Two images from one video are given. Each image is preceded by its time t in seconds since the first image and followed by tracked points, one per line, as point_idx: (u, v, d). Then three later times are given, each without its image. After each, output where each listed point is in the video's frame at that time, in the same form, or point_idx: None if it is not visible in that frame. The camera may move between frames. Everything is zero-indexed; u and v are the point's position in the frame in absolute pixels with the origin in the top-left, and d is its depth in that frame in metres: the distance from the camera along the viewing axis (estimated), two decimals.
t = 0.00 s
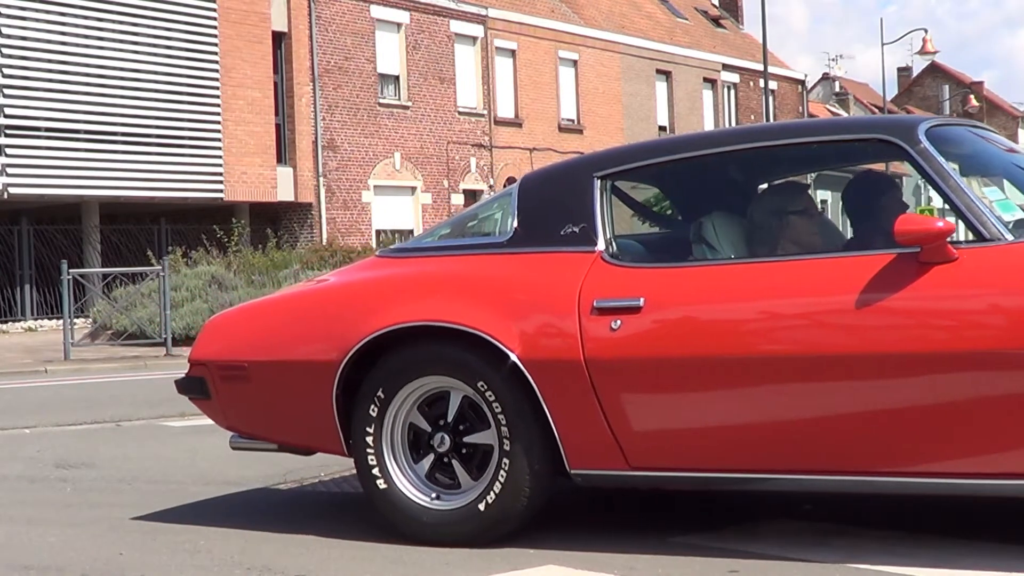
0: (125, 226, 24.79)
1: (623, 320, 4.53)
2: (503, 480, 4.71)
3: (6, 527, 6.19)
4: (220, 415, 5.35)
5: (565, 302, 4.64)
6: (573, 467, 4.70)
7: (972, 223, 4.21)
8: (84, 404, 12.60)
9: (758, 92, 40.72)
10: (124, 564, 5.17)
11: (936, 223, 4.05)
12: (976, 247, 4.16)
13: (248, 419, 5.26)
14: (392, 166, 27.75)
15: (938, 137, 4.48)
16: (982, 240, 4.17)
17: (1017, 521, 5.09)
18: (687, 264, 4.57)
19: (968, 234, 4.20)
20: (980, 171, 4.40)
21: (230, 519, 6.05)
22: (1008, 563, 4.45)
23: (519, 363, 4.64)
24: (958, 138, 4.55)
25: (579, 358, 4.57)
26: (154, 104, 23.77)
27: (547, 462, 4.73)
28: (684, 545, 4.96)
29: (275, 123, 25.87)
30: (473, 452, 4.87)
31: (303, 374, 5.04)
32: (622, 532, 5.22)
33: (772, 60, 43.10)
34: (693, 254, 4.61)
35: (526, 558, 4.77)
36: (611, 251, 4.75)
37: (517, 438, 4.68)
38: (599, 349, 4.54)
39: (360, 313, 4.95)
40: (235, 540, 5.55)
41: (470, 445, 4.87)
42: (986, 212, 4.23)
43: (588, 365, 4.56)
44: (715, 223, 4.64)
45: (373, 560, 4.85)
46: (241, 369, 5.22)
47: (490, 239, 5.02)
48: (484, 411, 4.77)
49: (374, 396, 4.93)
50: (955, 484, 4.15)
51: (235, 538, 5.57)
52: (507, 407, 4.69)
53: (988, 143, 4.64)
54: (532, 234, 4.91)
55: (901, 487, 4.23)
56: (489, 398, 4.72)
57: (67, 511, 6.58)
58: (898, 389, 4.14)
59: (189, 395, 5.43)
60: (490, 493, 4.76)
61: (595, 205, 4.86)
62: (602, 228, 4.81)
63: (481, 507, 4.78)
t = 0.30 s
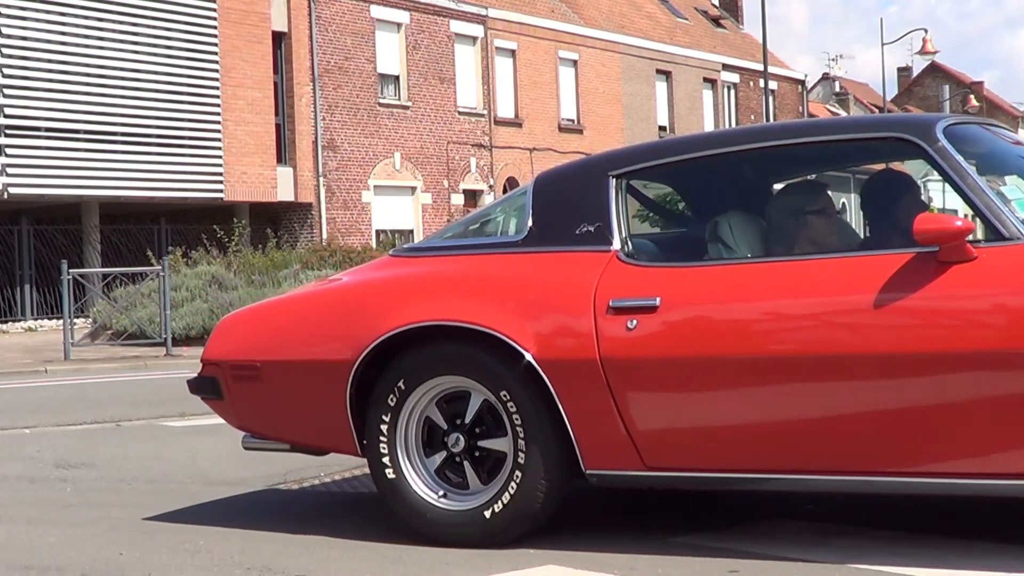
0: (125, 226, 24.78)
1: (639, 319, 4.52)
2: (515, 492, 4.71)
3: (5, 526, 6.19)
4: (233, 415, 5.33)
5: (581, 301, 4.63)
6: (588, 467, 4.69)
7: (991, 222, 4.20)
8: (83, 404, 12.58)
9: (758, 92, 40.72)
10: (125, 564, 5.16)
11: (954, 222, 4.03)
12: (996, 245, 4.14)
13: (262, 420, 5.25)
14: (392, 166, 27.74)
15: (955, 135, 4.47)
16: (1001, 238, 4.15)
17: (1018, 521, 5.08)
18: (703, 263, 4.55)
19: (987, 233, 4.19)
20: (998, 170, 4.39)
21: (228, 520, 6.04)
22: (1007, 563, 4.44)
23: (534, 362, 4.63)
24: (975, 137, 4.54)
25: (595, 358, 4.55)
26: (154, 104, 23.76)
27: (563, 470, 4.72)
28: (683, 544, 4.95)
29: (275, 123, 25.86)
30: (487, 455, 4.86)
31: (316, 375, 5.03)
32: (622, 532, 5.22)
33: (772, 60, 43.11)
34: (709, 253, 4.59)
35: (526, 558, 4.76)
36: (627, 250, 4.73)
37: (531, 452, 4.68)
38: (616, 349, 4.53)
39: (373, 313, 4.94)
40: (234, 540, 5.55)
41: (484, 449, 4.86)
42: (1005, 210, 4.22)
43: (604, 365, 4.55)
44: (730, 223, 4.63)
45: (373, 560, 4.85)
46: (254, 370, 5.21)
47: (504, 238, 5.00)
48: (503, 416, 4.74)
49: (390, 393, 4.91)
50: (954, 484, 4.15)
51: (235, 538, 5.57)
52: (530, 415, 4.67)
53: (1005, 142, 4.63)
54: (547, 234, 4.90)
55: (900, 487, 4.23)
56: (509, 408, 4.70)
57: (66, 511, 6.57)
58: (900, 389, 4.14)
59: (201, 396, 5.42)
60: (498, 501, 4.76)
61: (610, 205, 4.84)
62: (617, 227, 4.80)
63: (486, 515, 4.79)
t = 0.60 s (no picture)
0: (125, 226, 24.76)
1: (666, 319, 4.50)
2: (529, 509, 4.73)
3: (5, 526, 6.18)
4: (254, 415, 5.32)
5: (607, 300, 4.61)
6: (614, 468, 4.66)
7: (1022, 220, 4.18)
8: (83, 404, 12.56)
9: (758, 92, 40.71)
10: (125, 563, 5.15)
11: (985, 220, 4.01)
12: None
13: (285, 422, 5.23)
14: (392, 166, 27.72)
15: (983, 133, 4.45)
16: None
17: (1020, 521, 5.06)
18: (729, 263, 4.54)
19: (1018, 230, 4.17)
20: None
21: (228, 521, 6.04)
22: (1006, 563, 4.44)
23: (559, 363, 4.61)
24: (1003, 135, 4.52)
25: (621, 358, 4.53)
26: (154, 104, 23.74)
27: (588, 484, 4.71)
28: (683, 545, 4.95)
29: (275, 123, 25.83)
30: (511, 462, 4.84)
31: (340, 376, 5.01)
32: (623, 533, 5.20)
33: (772, 60, 43.09)
34: (735, 253, 4.57)
35: (526, 557, 4.77)
36: (652, 250, 4.71)
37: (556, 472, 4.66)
38: (641, 349, 4.51)
39: (398, 313, 4.93)
40: (234, 540, 5.55)
41: (506, 456, 4.85)
42: None
43: (630, 365, 4.53)
44: (756, 222, 4.61)
45: (373, 560, 4.89)
46: (276, 370, 5.19)
47: (528, 237, 4.98)
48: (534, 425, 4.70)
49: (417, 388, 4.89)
50: (954, 484, 4.17)
51: (234, 538, 5.58)
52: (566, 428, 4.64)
53: None
54: (571, 234, 4.88)
55: (902, 487, 4.24)
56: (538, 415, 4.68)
57: (66, 511, 6.55)
58: (905, 388, 4.15)
59: (222, 396, 5.40)
60: (510, 513, 4.78)
61: (636, 203, 4.82)
62: (643, 227, 4.77)
63: (494, 523, 4.81)
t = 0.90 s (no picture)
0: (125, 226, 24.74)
1: (722, 318, 4.44)
2: (549, 529, 4.74)
3: (6, 526, 6.19)
4: (297, 415, 5.27)
5: (662, 298, 4.55)
6: (668, 469, 4.62)
7: None
8: (83, 404, 12.54)
9: (758, 92, 40.68)
10: (124, 563, 5.18)
11: None
12: None
13: (330, 422, 5.17)
14: (392, 166, 27.68)
15: None
16: None
17: None
18: (785, 260, 4.49)
19: None
20: None
21: (228, 522, 6.04)
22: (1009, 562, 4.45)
23: (613, 362, 4.56)
24: None
25: (677, 358, 4.48)
26: (154, 103, 23.70)
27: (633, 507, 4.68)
28: (685, 545, 4.94)
29: (275, 123, 25.78)
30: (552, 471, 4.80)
31: (388, 376, 4.96)
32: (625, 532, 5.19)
33: (771, 60, 43.07)
34: (791, 250, 4.53)
35: (528, 557, 4.78)
36: (707, 247, 4.66)
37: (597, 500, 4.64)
38: (697, 348, 4.46)
39: (449, 312, 4.87)
40: (235, 540, 5.60)
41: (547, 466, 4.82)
42: None
43: (687, 364, 4.47)
44: (812, 218, 4.57)
45: (374, 560, 4.96)
46: (322, 370, 5.13)
47: (579, 234, 4.92)
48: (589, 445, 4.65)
49: (469, 385, 4.83)
50: (957, 483, 4.22)
51: (235, 539, 5.62)
52: (621, 447, 4.59)
53: None
54: (623, 231, 4.82)
55: (909, 486, 4.28)
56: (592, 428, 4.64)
57: (66, 511, 6.55)
58: (904, 389, 4.19)
59: (265, 397, 5.34)
60: (532, 522, 4.78)
61: (688, 200, 4.77)
62: (696, 224, 4.72)
63: (508, 522, 4.83)
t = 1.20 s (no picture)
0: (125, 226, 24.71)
1: (794, 317, 4.39)
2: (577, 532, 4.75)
3: (6, 526, 6.24)
4: (351, 415, 5.18)
5: (731, 296, 4.49)
6: (736, 471, 4.54)
7: None
8: (84, 404, 12.49)
9: (758, 92, 40.61)
10: (124, 564, 5.33)
11: None
12: None
13: (385, 420, 5.09)
14: (392, 166, 27.61)
15: None
16: None
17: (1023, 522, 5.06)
18: (854, 257, 4.45)
19: None
20: None
21: (228, 525, 6.08)
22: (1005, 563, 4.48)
23: (681, 361, 4.49)
24: None
25: (746, 357, 4.42)
26: (154, 104, 23.65)
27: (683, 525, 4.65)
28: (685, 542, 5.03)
29: (275, 123, 25.71)
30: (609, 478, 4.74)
31: (449, 374, 4.89)
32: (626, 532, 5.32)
33: (772, 60, 43.01)
34: (860, 247, 4.49)
35: (527, 557, 4.93)
36: (777, 243, 4.60)
37: (645, 523, 4.62)
38: (767, 347, 4.40)
39: (512, 308, 4.80)
40: (234, 540, 5.74)
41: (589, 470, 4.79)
42: None
43: (756, 364, 4.41)
44: (882, 214, 4.53)
45: (375, 560, 5.13)
46: (379, 369, 5.05)
47: (644, 230, 4.87)
48: (653, 467, 4.58)
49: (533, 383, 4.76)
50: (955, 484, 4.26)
51: (233, 539, 5.75)
52: (689, 466, 4.53)
53: None
54: (688, 227, 4.77)
55: (901, 487, 4.34)
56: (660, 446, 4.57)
57: (65, 511, 6.60)
58: (911, 390, 4.23)
59: (319, 397, 5.26)
60: (555, 514, 4.79)
61: (756, 196, 4.71)
62: (765, 220, 4.66)
63: (529, 495, 4.82)
